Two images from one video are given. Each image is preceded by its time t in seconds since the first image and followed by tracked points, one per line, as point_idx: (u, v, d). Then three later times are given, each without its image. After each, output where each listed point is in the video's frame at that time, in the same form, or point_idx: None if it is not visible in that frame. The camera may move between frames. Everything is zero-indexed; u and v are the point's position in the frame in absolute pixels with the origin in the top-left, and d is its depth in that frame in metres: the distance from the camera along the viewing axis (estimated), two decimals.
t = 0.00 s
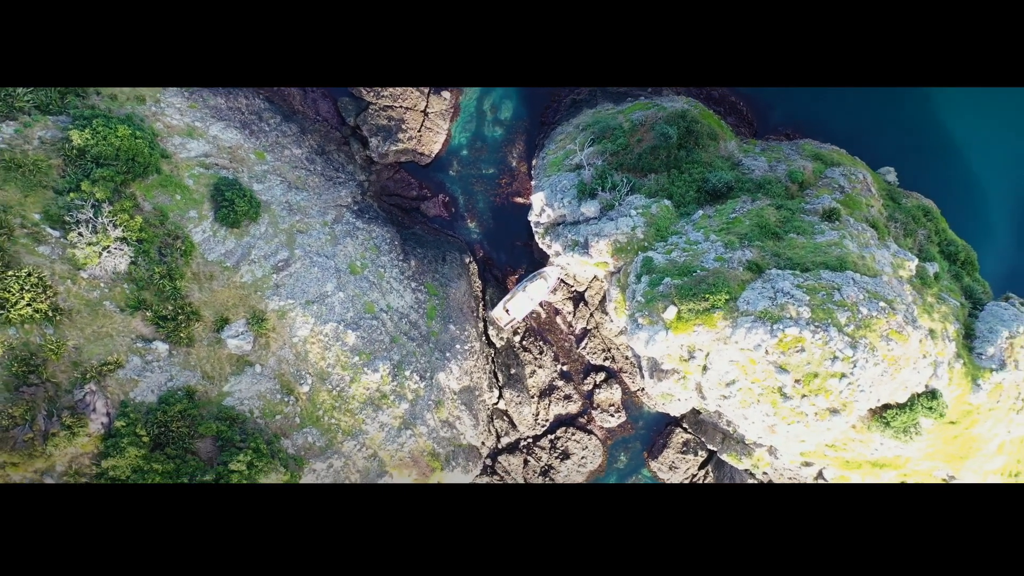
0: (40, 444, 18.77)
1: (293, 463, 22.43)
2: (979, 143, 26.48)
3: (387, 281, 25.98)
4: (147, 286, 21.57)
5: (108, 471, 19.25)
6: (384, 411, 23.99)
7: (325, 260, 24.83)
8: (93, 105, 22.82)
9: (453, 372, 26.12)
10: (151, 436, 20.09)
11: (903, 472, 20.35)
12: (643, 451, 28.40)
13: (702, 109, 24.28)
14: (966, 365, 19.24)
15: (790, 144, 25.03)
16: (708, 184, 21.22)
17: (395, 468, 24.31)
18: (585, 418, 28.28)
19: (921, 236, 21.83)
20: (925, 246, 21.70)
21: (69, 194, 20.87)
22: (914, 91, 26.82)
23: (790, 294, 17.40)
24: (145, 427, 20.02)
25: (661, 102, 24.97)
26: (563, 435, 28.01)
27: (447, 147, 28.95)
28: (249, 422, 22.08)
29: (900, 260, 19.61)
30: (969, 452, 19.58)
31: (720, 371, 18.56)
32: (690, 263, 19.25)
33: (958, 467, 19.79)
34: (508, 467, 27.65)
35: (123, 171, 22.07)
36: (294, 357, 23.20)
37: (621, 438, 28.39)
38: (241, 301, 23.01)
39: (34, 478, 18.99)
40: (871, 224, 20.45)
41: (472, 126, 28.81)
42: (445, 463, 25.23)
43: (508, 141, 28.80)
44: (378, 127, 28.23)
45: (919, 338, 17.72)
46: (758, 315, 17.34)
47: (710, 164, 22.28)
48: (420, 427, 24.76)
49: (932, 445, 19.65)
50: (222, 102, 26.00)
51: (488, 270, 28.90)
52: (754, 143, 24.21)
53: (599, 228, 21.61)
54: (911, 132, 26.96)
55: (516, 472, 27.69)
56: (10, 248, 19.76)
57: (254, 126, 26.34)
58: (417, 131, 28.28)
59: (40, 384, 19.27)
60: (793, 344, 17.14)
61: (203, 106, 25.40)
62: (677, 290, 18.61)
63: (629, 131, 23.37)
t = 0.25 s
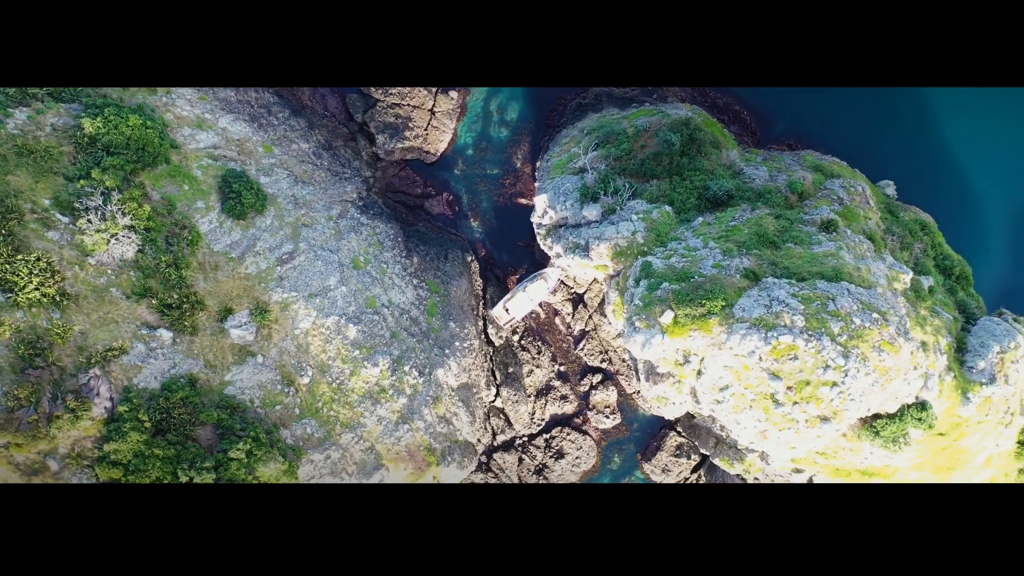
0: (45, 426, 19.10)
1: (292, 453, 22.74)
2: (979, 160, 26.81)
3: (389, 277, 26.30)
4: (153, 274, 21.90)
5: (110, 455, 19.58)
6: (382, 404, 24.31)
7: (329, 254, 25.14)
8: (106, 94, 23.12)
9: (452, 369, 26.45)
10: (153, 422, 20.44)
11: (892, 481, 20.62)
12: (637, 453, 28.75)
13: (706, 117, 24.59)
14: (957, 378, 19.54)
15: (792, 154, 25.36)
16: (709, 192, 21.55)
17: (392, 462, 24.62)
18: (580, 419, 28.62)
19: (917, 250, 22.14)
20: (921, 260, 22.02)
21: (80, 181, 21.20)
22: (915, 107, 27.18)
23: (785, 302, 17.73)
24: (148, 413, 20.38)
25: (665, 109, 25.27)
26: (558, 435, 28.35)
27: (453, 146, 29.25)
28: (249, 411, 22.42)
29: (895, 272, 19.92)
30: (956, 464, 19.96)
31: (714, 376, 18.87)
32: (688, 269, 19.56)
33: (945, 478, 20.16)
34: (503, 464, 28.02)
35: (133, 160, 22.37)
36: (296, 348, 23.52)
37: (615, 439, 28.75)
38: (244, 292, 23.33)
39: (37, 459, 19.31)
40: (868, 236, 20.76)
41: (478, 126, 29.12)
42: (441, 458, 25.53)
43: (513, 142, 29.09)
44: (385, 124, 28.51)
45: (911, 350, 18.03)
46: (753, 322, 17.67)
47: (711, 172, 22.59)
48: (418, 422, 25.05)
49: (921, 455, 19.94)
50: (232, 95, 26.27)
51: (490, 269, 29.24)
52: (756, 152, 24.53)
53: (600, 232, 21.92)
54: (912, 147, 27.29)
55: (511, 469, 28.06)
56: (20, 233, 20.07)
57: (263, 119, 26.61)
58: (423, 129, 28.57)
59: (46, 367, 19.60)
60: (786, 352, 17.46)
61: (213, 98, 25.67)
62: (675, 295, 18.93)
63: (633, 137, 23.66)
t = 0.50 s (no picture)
0: (49, 408, 19.42)
1: (290, 443, 23.06)
2: (978, 177, 27.13)
3: (391, 273, 26.62)
4: (159, 263, 22.23)
5: (112, 438, 19.90)
6: (381, 398, 24.61)
7: (333, 248, 25.45)
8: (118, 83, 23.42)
9: (450, 366, 26.77)
10: (155, 408, 20.77)
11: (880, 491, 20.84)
12: (630, 454, 29.08)
13: (710, 125, 24.91)
14: (947, 391, 19.84)
15: (792, 165, 25.70)
16: (710, 199, 21.87)
17: (388, 455, 24.91)
18: (575, 419, 28.98)
19: (913, 263, 22.44)
20: (916, 273, 22.34)
21: (90, 169, 21.54)
22: (916, 122, 27.55)
23: (780, 311, 18.05)
24: (150, 398, 20.73)
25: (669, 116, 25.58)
26: (554, 434, 28.71)
27: (458, 145, 29.56)
28: (250, 400, 22.76)
29: (890, 284, 20.22)
30: (944, 476, 20.29)
31: (708, 381, 19.18)
32: (686, 274, 19.87)
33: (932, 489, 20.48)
34: (498, 462, 28.40)
35: (143, 149, 22.67)
36: (297, 340, 23.85)
37: (609, 441, 29.10)
38: (249, 283, 23.65)
39: (40, 441, 19.62)
40: (865, 248, 21.07)
41: (484, 127, 29.42)
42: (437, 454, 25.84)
43: (518, 143, 29.40)
44: (392, 121, 28.77)
45: (902, 361, 18.34)
46: (747, 329, 18.00)
47: (713, 180, 22.91)
48: (415, 417, 25.32)
49: (910, 466, 20.20)
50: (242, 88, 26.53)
51: (491, 268, 29.60)
52: (758, 162, 24.86)
53: (601, 235, 22.23)
54: (912, 162, 27.62)
55: (505, 467, 28.46)
56: (30, 217, 20.41)
57: (272, 112, 26.87)
58: (430, 127, 28.86)
59: (52, 350, 19.93)
60: (779, 359, 17.79)
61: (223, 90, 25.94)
62: (672, 300, 19.25)
63: (637, 142, 23.96)
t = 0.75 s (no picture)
0: (53, 390, 19.73)
1: (289, 433, 23.40)
2: (976, 193, 27.45)
3: (394, 269, 26.93)
4: (166, 251, 22.56)
5: (114, 422, 20.23)
6: (379, 392, 24.92)
7: (337, 243, 25.76)
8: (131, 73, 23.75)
9: (449, 362, 27.08)
10: (157, 394, 21.11)
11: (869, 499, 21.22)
12: (624, 456, 29.38)
13: (713, 134, 25.22)
14: (937, 404, 20.15)
15: (794, 175, 25.98)
16: (710, 207, 22.18)
17: (385, 448, 25.21)
18: (571, 419, 29.30)
19: (909, 277, 22.76)
20: (912, 286, 22.65)
21: (101, 156, 21.88)
22: (917, 137, 27.87)
23: (775, 319, 18.37)
24: (153, 384, 21.07)
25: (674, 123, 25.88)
26: (549, 434, 29.04)
27: (464, 145, 29.86)
28: (251, 390, 23.09)
29: (884, 297, 20.53)
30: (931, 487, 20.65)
31: (702, 386, 19.50)
32: (684, 280, 20.18)
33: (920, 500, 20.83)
34: (493, 459, 28.73)
35: (153, 139, 23.00)
36: (299, 332, 24.17)
37: (604, 442, 29.41)
38: (253, 274, 23.96)
39: (44, 422, 19.93)
40: (861, 260, 21.38)
41: (490, 127, 29.72)
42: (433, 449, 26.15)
43: (523, 144, 29.71)
44: (399, 119, 29.11)
45: (893, 373, 18.65)
46: (742, 336, 18.32)
47: (714, 188, 23.21)
48: (412, 412, 25.63)
49: (898, 476, 20.56)
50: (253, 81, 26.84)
51: (492, 267, 29.89)
52: (760, 171, 25.17)
53: (602, 238, 22.55)
54: (912, 176, 27.95)
55: (500, 464, 28.79)
56: (40, 202, 20.75)
57: (281, 106, 27.18)
58: (437, 126, 29.19)
59: (58, 334, 20.26)
60: (772, 366, 18.12)
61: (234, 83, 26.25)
62: (670, 305, 19.57)
63: (640, 148, 24.26)
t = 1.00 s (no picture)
0: (58, 373, 20.03)
1: (288, 424, 23.74)
2: (974, 206, 27.77)
3: (396, 265, 27.22)
4: (172, 240, 22.89)
5: (117, 407, 20.57)
6: (378, 386, 25.21)
7: (341, 237, 26.06)
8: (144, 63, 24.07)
9: (448, 359, 27.38)
10: (160, 380, 21.44)
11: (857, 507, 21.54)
12: (617, 458, 29.71)
13: (716, 142, 25.53)
14: (927, 415, 20.44)
15: (794, 186, 26.28)
16: (710, 215, 22.50)
17: (382, 442, 25.51)
18: (566, 420, 29.61)
19: (904, 289, 23.07)
20: (906, 299, 22.96)
21: (111, 144, 22.20)
22: (917, 149, 28.21)
23: (770, 327, 18.70)
24: (156, 371, 21.40)
25: (677, 130, 26.19)
26: (544, 433, 29.37)
27: (470, 144, 30.16)
28: (251, 379, 23.41)
29: (879, 308, 20.84)
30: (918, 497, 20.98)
31: (696, 390, 19.81)
32: (682, 286, 20.51)
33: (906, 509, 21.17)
34: (487, 456, 29.06)
35: (163, 129, 23.31)
36: (301, 324, 24.49)
37: (598, 443, 29.74)
38: (257, 265, 24.28)
39: (48, 405, 20.25)
40: (857, 271, 21.69)
41: (496, 127, 30.02)
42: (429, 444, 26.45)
43: (528, 146, 30.02)
44: (407, 117, 29.41)
45: (885, 384, 18.95)
46: (737, 343, 18.64)
47: (715, 195, 23.52)
48: (410, 406, 25.94)
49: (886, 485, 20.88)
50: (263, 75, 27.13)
51: (493, 266, 30.19)
52: (761, 180, 25.47)
53: (603, 242, 22.88)
54: (910, 188, 28.33)
55: (494, 462, 29.12)
56: (51, 187, 21.08)
57: (290, 101, 27.47)
58: (443, 125, 29.48)
59: (64, 318, 20.58)
60: (765, 373, 18.45)
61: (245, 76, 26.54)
62: (667, 310, 19.88)
63: (643, 154, 24.55)
